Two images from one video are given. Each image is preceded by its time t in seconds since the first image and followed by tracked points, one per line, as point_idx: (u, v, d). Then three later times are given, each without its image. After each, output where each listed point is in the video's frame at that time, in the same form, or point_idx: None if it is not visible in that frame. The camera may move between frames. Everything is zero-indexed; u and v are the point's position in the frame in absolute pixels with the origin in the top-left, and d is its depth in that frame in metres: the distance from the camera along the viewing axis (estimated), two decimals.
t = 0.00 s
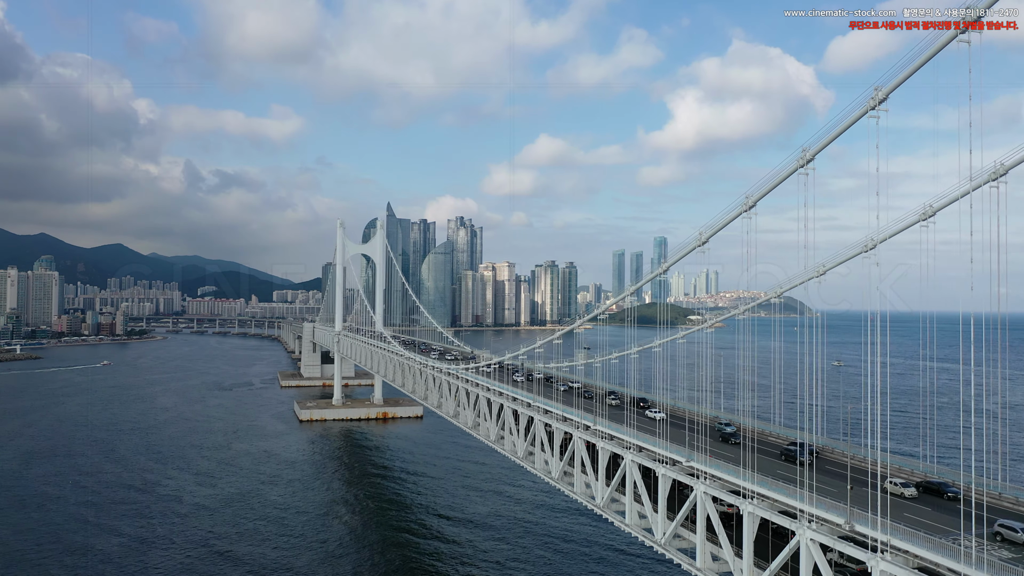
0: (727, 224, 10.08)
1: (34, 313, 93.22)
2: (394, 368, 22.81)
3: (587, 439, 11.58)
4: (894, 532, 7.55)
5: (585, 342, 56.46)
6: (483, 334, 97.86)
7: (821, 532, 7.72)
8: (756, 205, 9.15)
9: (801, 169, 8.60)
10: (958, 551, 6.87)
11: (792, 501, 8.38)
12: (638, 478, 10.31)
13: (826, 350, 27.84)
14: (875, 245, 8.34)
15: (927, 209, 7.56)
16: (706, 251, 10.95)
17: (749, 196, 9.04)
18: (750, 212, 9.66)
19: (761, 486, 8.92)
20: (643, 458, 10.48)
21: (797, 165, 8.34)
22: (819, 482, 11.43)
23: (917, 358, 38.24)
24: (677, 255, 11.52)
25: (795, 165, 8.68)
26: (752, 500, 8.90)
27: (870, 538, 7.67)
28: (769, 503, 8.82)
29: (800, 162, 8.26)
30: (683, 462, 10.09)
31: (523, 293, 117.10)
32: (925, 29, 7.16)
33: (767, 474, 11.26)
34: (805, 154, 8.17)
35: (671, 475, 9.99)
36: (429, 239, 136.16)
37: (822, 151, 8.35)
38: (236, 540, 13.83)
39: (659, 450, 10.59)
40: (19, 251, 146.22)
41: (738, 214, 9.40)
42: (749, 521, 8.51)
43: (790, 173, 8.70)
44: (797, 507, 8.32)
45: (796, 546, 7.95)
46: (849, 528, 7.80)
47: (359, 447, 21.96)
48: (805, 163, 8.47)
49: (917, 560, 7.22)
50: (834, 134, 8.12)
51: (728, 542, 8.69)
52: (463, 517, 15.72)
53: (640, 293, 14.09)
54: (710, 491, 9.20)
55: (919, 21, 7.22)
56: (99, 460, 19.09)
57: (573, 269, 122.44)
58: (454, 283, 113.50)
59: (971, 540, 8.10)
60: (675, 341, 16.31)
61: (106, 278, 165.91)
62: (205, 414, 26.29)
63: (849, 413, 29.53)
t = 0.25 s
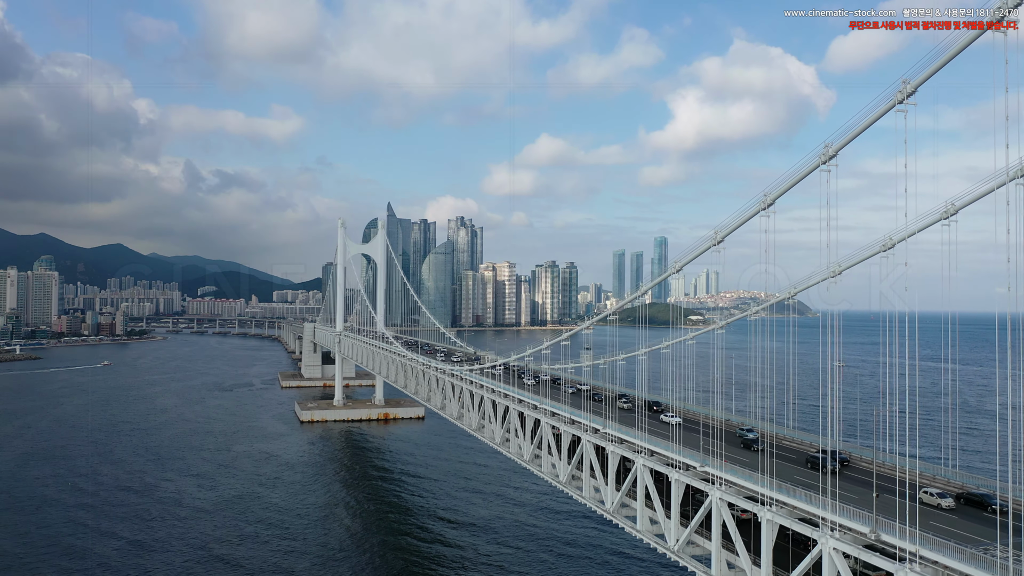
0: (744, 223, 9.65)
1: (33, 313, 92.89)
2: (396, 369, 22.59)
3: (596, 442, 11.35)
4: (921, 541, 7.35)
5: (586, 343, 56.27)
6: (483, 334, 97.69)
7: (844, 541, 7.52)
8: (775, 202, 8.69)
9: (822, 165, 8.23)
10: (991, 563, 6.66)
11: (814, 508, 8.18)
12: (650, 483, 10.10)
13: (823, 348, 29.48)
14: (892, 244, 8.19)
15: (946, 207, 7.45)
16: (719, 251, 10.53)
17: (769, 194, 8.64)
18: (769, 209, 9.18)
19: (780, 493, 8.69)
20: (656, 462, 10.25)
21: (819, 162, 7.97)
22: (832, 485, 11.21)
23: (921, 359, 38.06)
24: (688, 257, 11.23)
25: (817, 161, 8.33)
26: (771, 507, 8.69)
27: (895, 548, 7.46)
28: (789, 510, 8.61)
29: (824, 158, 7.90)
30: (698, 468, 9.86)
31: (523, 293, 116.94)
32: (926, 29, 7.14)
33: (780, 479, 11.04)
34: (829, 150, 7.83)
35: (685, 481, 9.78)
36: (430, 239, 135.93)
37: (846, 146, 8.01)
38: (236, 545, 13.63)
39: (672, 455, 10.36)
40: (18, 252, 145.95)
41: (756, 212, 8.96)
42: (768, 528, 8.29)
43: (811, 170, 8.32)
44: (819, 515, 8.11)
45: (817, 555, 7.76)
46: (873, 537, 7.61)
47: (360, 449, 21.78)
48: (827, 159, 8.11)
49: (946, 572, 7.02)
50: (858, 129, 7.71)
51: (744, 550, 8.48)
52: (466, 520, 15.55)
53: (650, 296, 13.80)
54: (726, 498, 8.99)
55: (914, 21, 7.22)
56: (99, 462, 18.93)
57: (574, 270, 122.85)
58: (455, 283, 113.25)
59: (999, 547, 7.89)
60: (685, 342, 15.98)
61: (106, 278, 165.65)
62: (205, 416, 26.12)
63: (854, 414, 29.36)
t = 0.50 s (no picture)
0: (761, 222, 9.29)
1: (33, 313, 92.73)
2: (397, 370, 22.34)
3: (605, 446, 11.09)
4: (950, 551, 7.10)
5: (587, 343, 56.05)
6: (484, 334, 97.51)
7: (869, 550, 7.27)
8: (795, 200, 8.31)
9: (845, 162, 7.90)
10: None
11: (836, 516, 7.93)
12: (662, 488, 9.85)
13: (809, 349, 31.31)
14: (912, 243, 7.97)
15: (971, 205, 7.22)
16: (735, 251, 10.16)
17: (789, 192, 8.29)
18: (787, 208, 8.82)
19: (799, 500, 8.42)
20: (667, 467, 9.98)
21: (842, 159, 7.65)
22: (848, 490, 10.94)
23: (924, 359, 37.91)
24: (700, 257, 10.87)
25: (839, 158, 8.00)
26: (790, 515, 8.43)
27: (922, 558, 7.22)
28: (808, 517, 8.36)
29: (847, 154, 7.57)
30: (712, 473, 9.60)
31: (523, 293, 116.75)
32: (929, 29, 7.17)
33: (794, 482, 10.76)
34: (852, 146, 7.51)
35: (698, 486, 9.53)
36: (430, 240, 135.77)
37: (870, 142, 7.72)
38: (237, 550, 13.43)
39: (684, 459, 10.09)
40: (18, 252, 145.81)
41: (774, 211, 8.61)
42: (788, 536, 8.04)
43: (833, 167, 7.98)
44: (841, 523, 7.87)
45: (840, 564, 7.51)
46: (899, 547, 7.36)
47: (361, 450, 21.61)
48: (850, 155, 7.79)
49: None
50: (883, 124, 7.38)
51: (763, 558, 8.23)
52: (468, 524, 15.36)
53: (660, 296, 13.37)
54: (743, 504, 8.74)
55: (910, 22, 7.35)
56: (98, 463, 18.78)
57: (574, 271, 122.67)
58: (455, 284, 113.08)
59: None
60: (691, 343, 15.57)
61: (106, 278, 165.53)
62: (205, 416, 25.99)
63: (858, 416, 29.21)
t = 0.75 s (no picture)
0: (780, 219, 8.91)
1: (33, 313, 92.52)
2: (399, 370, 22.15)
3: (615, 449, 10.82)
4: (981, 561, 6.85)
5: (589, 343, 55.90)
6: (484, 334, 97.30)
7: (896, 561, 7.01)
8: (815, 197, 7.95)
9: (870, 158, 7.55)
10: None
11: (860, 524, 7.68)
12: (676, 494, 9.59)
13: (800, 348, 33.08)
14: (932, 242, 7.65)
15: (994, 202, 6.91)
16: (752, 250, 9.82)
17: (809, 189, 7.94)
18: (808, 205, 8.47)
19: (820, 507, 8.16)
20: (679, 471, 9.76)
21: (866, 154, 7.29)
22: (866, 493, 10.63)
23: (927, 360, 37.75)
24: (711, 260, 10.61)
25: (864, 154, 7.64)
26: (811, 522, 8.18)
27: (952, 569, 6.96)
28: (831, 525, 8.10)
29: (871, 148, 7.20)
30: (728, 478, 9.34)
31: (523, 293, 116.56)
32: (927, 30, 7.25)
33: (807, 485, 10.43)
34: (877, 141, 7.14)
35: (714, 492, 9.27)
36: (430, 239, 135.61)
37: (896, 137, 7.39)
38: (237, 555, 13.22)
39: (696, 462, 9.85)
40: (18, 252, 145.65)
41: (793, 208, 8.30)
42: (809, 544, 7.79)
43: (856, 163, 7.62)
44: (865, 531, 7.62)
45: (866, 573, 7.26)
46: (928, 557, 7.11)
47: (362, 451, 21.44)
48: (877, 151, 7.43)
49: None
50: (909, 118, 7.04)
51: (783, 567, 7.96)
52: (470, 528, 15.18)
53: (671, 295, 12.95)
54: (761, 511, 8.49)
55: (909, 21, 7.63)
56: (98, 466, 18.62)
57: (575, 271, 122.53)
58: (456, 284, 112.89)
59: None
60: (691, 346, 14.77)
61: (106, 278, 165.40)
62: (205, 417, 25.83)
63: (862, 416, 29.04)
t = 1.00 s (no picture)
0: (802, 216, 8.56)
1: (33, 314, 92.35)
2: (401, 371, 21.84)
3: (624, 452, 10.48)
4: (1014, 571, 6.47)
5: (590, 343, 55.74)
6: (484, 335, 97.29)
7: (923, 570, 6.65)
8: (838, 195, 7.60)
9: (896, 154, 7.25)
10: None
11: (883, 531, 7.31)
12: (688, 499, 9.25)
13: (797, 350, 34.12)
14: (953, 241, 7.51)
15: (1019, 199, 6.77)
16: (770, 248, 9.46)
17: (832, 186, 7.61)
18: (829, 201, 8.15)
19: (844, 515, 7.76)
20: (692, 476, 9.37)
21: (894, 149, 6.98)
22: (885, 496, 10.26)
23: (930, 359, 37.63)
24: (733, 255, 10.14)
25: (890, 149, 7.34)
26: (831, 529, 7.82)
27: None
28: (852, 532, 7.73)
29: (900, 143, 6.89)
30: (743, 483, 8.98)
31: (524, 293, 116.46)
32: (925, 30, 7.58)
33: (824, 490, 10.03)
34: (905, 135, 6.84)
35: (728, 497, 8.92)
36: (430, 239, 135.42)
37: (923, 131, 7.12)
38: (235, 560, 13.00)
39: (711, 467, 9.45)
40: (18, 252, 145.52)
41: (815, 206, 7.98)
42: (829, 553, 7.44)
43: (882, 159, 7.29)
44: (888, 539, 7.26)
45: None
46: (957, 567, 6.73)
47: (364, 453, 21.24)
48: (903, 145, 7.12)
49: None
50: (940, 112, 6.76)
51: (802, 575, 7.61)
52: (472, 531, 14.97)
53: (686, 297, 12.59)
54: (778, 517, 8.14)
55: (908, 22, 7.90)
56: (97, 468, 18.47)
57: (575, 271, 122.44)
58: (456, 284, 112.70)
59: None
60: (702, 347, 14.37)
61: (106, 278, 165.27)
62: (206, 418, 25.70)
63: (865, 417, 28.90)
